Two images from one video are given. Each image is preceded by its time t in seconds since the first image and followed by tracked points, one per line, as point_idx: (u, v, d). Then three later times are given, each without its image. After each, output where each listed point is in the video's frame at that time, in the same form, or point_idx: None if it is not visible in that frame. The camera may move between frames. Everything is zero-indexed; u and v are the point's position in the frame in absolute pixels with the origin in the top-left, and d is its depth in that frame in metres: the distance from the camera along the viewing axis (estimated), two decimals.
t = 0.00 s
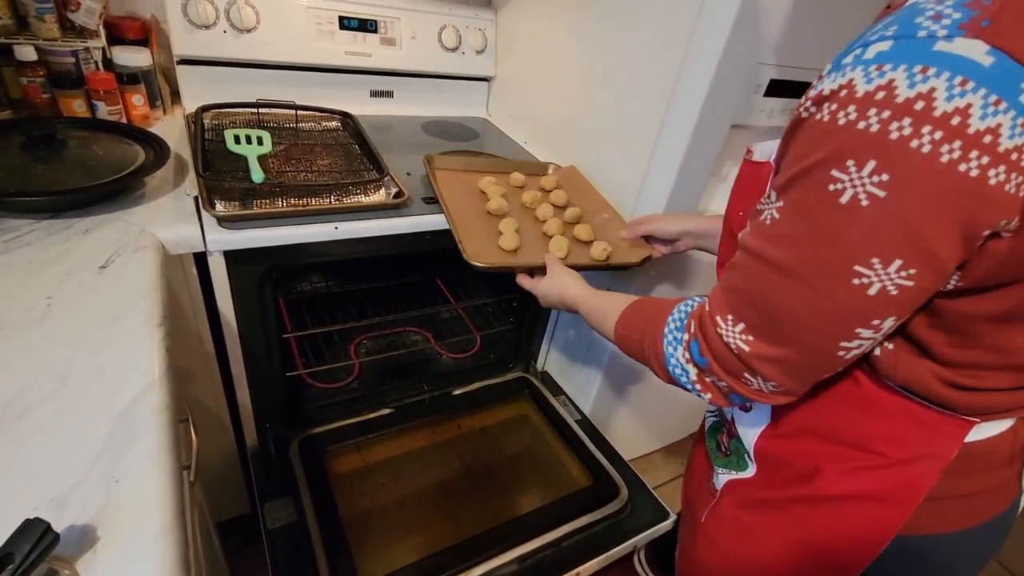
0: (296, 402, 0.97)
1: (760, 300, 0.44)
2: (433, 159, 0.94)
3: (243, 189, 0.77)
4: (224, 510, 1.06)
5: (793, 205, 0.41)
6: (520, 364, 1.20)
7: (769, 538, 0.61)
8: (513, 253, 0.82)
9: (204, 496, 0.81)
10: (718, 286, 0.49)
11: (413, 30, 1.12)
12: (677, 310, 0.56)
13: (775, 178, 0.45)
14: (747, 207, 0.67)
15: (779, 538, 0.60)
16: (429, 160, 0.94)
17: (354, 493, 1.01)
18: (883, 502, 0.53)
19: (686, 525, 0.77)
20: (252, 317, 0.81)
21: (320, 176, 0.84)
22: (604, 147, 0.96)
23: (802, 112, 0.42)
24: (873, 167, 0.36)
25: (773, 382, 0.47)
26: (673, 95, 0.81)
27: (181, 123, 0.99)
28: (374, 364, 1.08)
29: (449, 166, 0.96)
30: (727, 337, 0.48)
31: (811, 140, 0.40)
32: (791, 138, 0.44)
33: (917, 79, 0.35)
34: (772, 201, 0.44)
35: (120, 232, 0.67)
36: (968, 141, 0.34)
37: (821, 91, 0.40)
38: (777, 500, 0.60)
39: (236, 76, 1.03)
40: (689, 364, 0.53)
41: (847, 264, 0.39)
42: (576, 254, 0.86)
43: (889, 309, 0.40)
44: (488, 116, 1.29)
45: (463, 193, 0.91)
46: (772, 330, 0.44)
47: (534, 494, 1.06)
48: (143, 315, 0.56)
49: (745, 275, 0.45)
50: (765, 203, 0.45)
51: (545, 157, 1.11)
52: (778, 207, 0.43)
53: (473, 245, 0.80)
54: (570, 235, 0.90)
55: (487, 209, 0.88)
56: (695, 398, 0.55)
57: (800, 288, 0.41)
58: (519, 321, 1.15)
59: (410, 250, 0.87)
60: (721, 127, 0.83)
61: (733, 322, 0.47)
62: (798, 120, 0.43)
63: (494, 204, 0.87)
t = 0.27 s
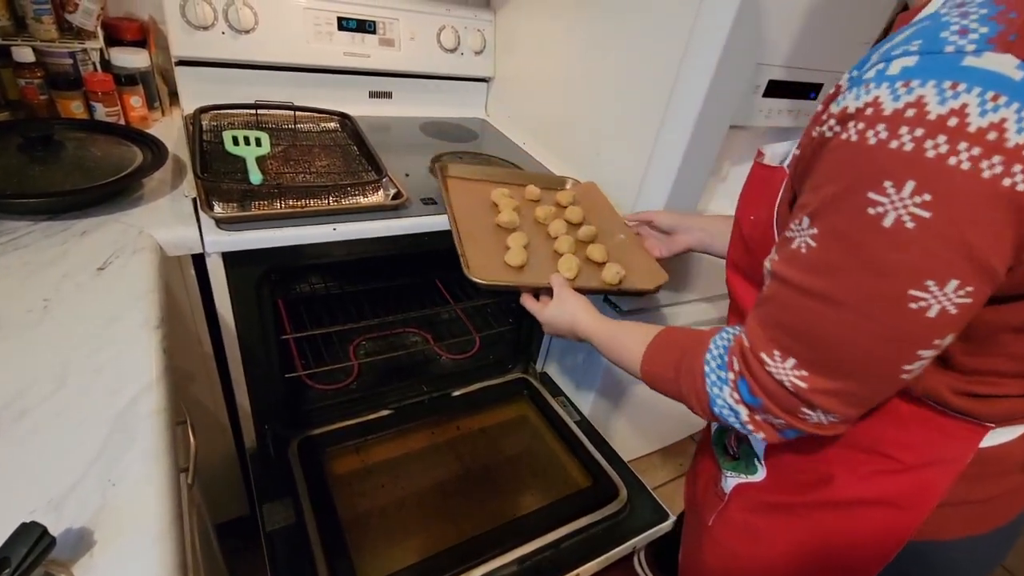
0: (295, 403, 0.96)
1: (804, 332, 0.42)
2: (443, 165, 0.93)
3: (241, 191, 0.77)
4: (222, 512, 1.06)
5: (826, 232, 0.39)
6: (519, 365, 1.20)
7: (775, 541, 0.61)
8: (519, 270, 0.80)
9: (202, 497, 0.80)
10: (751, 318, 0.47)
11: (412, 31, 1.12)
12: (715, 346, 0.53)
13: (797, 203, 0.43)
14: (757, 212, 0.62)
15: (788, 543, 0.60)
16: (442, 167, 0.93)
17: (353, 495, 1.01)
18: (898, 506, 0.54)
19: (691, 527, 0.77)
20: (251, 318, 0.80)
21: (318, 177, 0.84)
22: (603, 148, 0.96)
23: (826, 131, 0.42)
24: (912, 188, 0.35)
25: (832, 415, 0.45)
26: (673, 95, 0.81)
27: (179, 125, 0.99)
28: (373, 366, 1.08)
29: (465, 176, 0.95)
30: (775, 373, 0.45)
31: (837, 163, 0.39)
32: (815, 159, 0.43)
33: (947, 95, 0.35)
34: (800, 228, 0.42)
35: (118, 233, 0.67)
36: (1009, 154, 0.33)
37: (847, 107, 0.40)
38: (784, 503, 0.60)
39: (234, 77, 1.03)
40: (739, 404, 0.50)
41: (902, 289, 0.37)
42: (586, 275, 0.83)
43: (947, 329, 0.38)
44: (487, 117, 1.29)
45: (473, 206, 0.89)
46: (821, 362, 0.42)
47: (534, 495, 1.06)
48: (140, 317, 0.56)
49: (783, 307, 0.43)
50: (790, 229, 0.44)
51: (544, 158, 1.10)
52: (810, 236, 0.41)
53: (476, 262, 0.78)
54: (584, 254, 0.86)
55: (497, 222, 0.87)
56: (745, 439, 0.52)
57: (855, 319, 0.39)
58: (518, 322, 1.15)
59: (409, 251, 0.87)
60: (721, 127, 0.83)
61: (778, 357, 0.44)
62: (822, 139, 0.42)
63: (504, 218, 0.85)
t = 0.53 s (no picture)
0: (296, 405, 0.97)
1: (894, 379, 0.38)
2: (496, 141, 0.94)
3: (241, 194, 0.77)
4: (223, 514, 1.06)
5: (901, 269, 0.37)
6: (519, 367, 1.20)
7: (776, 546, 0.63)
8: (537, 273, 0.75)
9: (203, 499, 0.81)
10: (821, 372, 0.43)
11: (412, 34, 1.13)
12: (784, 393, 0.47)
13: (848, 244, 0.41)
14: (777, 225, 0.57)
15: (801, 546, 0.62)
16: (480, 148, 0.93)
17: (354, 496, 1.01)
18: (915, 518, 0.55)
19: (692, 529, 0.79)
20: (252, 321, 0.81)
21: (318, 180, 0.84)
22: (602, 150, 0.96)
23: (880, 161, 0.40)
24: (1005, 216, 0.33)
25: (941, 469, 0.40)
26: (671, 97, 0.82)
27: (179, 128, 0.99)
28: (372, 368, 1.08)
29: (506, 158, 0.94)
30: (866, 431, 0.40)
31: (897, 204, 0.37)
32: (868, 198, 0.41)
33: (969, 117, 0.36)
34: (867, 271, 0.39)
35: (119, 237, 0.67)
36: None
37: (903, 130, 0.38)
38: (788, 512, 0.62)
39: (234, 81, 1.03)
40: (829, 470, 0.44)
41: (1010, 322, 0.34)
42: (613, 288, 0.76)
43: None
44: (487, 119, 1.29)
45: (504, 194, 0.87)
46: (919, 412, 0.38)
47: (533, 495, 1.06)
48: (142, 321, 0.56)
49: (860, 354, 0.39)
50: (845, 272, 0.41)
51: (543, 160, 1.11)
52: (882, 275, 0.38)
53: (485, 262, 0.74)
54: (616, 263, 0.79)
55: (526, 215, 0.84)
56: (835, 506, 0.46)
57: (959, 365, 0.35)
58: (518, 323, 1.15)
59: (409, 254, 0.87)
60: (718, 130, 0.84)
61: (871, 416, 0.40)
62: (874, 171, 0.40)
63: (533, 210, 0.82)
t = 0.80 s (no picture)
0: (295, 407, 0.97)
1: (1002, 462, 0.31)
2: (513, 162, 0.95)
3: (240, 196, 0.77)
4: (222, 515, 1.06)
5: (1002, 322, 0.31)
6: (518, 367, 1.20)
7: (772, 564, 0.69)
8: (539, 299, 0.73)
9: (203, 501, 0.81)
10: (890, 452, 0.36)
11: (410, 36, 1.13)
12: (841, 471, 0.39)
13: (915, 296, 0.36)
14: (804, 251, 0.56)
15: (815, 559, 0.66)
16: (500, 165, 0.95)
17: (354, 498, 1.01)
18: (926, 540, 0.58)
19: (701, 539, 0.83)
20: (251, 322, 0.81)
21: (317, 182, 0.84)
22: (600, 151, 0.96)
23: (966, 195, 0.35)
24: None
25: None
26: (668, 97, 0.82)
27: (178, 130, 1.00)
28: (372, 369, 1.09)
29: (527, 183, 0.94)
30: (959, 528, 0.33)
31: (992, 249, 0.32)
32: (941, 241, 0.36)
33: None
34: (951, 328, 0.33)
35: (118, 239, 0.68)
36: None
37: (997, 159, 0.34)
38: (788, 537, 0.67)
39: (233, 83, 1.04)
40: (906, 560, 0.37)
41: None
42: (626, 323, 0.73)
43: None
44: (485, 121, 1.30)
45: (517, 213, 0.87)
46: None
47: (533, 495, 1.06)
48: (140, 323, 0.56)
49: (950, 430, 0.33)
50: (916, 329, 0.35)
51: (542, 161, 1.11)
52: (978, 335, 0.32)
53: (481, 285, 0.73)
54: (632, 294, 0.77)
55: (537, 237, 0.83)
56: None
57: None
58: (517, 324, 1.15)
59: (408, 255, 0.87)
60: (715, 131, 0.84)
61: (965, 511, 0.33)
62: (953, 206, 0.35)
63: (543, 232, 0.81)
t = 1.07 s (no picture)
0: (295, 409, 0.97)
1: None
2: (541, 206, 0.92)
3: (240, 199, 0.78)
4: (223, 517, 1.07)
5: None
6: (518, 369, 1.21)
7: None
8: (525, 342, 0.72)
9: (204, 503, 0.81)
10: (918, 511, 0.34)
11: (409, 39, 1.14)
12: (852, 548, 0.37)
13: (969, 344, 0.34)
14: (836, 277, 0.56)
15: None
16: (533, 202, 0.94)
17: (355, 500, 1.02)
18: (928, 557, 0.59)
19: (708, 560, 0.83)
20: (251, 324, 0.81)
21: (317, 184, 0.85)
22: (598, 153, 0.97)
23: None
24: None
25: None
26: (665, 100, 0.83)
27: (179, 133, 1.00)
28: (371, 371, 1.09)
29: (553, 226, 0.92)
30: None
31: None
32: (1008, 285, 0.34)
33: None
34: (1014, 375, 0.31)
35: (119, 242, 0.68)
36: None
37: None
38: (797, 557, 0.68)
39: (233, 86, 1.04)
40: None
41: None
42: (617, 379, 0.70)
43: None
44: (485, 123, 1.30)
45: (536, 253, 0.86)
46: None
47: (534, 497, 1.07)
48: (141, 325, 0.57)
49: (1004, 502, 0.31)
50: (972, 376, 0.33)
51: (541, 163, 1.12)
52: None
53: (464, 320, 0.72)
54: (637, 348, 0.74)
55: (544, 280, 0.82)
56: None
57: None
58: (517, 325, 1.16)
59: (407, 256, 0.88)
60: (712, 133, 0.84)
61: None
62: None
63: (550, 274, 0.80)
